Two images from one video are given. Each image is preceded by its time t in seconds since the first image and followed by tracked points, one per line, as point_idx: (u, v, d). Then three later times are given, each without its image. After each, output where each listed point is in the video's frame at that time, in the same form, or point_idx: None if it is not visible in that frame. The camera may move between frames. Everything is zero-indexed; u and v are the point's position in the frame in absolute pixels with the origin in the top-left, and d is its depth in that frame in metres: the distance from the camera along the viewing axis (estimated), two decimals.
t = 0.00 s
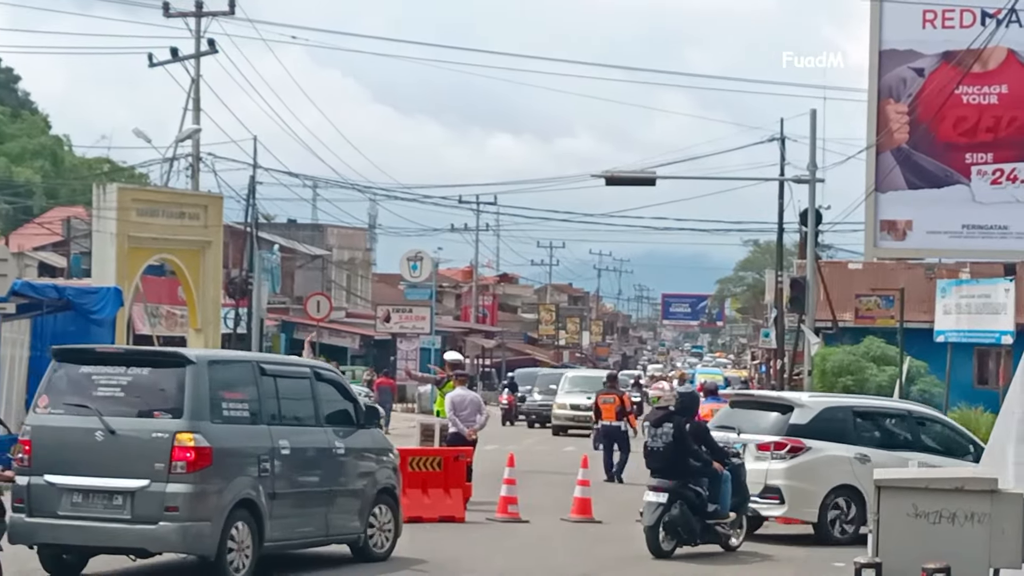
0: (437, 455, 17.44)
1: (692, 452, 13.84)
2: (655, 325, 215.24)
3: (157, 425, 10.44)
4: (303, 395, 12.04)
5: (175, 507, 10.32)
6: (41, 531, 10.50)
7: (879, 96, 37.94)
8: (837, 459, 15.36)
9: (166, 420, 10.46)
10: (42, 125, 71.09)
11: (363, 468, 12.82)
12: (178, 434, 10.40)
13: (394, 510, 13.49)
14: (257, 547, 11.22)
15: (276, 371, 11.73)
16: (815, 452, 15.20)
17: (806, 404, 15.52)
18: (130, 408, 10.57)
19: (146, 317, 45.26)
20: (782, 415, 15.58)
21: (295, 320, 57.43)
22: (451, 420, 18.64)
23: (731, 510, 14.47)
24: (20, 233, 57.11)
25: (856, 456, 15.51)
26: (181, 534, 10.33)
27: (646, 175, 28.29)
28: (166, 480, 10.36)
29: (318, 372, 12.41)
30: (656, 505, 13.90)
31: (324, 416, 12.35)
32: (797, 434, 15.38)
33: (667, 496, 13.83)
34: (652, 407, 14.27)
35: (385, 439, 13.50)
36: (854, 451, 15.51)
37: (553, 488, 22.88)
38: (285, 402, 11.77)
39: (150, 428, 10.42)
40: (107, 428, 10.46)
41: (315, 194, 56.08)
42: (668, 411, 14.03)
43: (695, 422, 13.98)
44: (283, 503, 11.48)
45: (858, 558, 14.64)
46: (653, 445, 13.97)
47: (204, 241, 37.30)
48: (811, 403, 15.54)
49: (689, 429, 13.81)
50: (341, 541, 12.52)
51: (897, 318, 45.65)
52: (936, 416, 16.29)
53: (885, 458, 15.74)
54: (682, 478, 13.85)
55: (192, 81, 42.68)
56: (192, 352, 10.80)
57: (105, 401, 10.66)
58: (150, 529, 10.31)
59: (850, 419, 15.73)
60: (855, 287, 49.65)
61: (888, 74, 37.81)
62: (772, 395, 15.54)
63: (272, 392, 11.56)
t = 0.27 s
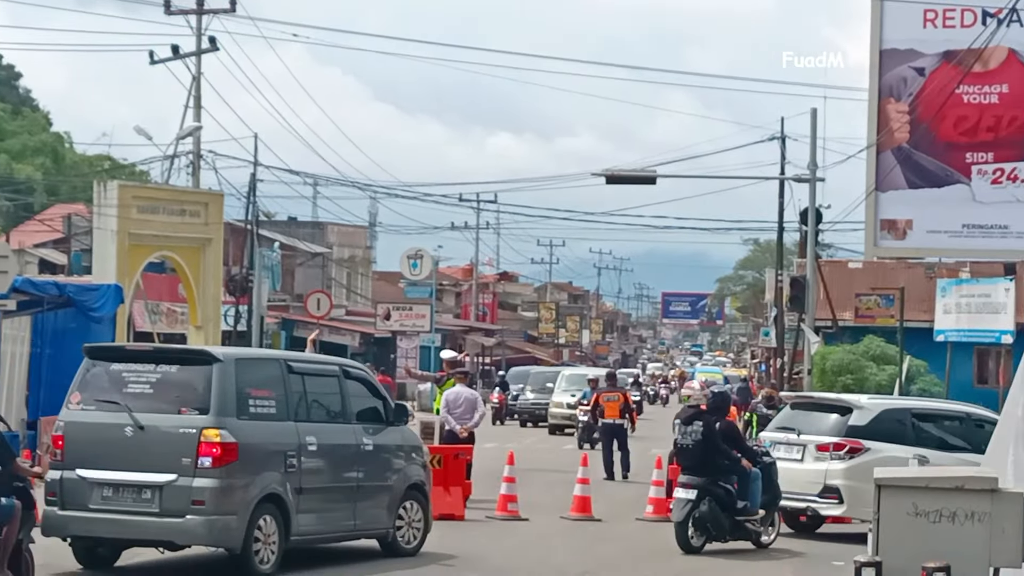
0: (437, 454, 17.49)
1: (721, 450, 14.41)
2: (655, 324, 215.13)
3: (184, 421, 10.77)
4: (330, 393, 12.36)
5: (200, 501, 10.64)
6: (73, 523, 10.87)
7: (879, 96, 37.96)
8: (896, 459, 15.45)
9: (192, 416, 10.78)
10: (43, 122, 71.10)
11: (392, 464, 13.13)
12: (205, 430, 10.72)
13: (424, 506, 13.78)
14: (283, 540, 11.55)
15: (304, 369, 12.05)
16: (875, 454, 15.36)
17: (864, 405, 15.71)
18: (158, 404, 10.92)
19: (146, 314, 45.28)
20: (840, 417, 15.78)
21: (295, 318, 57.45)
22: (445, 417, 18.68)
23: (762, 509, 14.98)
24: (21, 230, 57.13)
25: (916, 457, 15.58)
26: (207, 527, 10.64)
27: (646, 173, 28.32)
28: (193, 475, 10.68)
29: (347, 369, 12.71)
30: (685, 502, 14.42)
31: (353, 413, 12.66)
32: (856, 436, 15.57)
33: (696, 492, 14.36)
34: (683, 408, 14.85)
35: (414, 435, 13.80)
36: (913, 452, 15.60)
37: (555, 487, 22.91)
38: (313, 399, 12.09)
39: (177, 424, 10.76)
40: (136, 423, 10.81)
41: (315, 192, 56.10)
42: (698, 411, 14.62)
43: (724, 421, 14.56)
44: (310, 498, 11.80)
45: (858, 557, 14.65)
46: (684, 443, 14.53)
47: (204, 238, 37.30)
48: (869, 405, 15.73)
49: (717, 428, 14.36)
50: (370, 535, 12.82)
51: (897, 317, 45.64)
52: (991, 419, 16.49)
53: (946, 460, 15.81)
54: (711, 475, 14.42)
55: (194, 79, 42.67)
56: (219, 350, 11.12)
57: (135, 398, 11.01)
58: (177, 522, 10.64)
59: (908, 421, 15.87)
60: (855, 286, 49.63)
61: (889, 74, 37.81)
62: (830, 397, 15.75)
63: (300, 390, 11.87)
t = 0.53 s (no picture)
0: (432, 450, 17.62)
1: (746, 446, 14.59)
2: (650, 320, 215.04)
3: (205, 415, 11.32)
4: (353, 389, 12.87)
5: (220, 493, 11.19)
6: (98, 514, 11.46)
7: (875, 91, 37.86)
8: (956, 458, 15.44)
9: (213, 411, 11.33)
10: (37, 117, 70.92)
11: (416, 459, 13.59)
12: (225, 424, 11.26)
13: (448, 500, 14.20)
14: (304, 532, 12.05)
15: (327, 366, 12.56)
16: (934, 453, 15.27)
17: (924, 403, 15.72)
18: (181, 399, 11.48)
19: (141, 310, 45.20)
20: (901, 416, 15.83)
21: (290, 313, 57.38)
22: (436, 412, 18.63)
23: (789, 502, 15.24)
24: (15, 225, 57.01)
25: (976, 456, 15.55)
26: (226, 519, 11.17)
27: (641, 169, 28.31)
28: (213, 468, 11.24)
29: (370, 367, 13.22)
30: (712, 497, 14.56)
31: (375, 409, 13.17)
32: (916, 434, 15.58)
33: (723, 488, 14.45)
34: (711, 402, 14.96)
35: (440, 432, 14.25)
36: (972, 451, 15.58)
37: (551, 482, 22.99)
38: (337, 395, 12.60)
39: (199, 419, 11.31)
40: (159, 418, 11.39)
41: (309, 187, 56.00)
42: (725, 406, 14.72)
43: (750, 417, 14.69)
44: (330, 492, 12.30)
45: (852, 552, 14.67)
46: (711, 438, 14.64)
47: (198, 234, 37.27)
48: (929, 403, 15.75)
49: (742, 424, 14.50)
50: (392, 529, 13.29)
51: (892, 312, 45.67)
52: None
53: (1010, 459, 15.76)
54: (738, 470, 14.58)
55: (188, 74, 42.58)
56: (240, 347, 11.66)
57: (159, 392, 11.58)
58: (198, 514, 11.19)
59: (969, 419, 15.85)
60: (850, 281, 49.56)
61: (883, 69, 37.77)
62: (889, 396, 15.80)
63: (321, 385, 12.38)
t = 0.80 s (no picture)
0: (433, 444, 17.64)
1: (780, 440, 14.65)
2: (650, 314, 215.12)
3: (230, 408, 11.54)
4: (379, 383, 13.01)
5: (245, 484, 11.42)
6: (126, 503, 11.69)
7: (875, 85, 37.86)
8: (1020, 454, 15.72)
9: (238, 404, 11.54)
10: (36, 111, 70.92)
11: (444, 453, 13.69)
12: (250, 417, 11.47)
13: (477, 494, 14.19)
14: (329, 524, 12.25)
15: (353, 360, 12.72)
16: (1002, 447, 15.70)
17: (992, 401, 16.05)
18: (207, 392, 11.68)
19: (141, 303, 45.23)
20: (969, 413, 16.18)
21: (290, 307, 57.44)
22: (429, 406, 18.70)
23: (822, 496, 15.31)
24: (15, 219, 57.04)
25: None
26: (251, 509, 11.41)
27: (641, 163, 28.32)
28: (238, 459, 11.47)
29: (397, 360, 13.35)
30: (747, 490, 14.68)
31: (403, 402, 13.29)
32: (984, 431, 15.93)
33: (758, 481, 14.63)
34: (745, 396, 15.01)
35: (469, 426, 14.34)
36: None
37: (552, 475, 23.03)
38: (362, 389, 12.76)
39: (224, 411, 11.54)
40: (186, 409, 11.60)
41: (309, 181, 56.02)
42: (759, 400, 14.79)
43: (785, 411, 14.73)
44: (355, 484, 12.46)
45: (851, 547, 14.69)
46: (746, 432, 14.71)
47: (198, 227, 37.26)
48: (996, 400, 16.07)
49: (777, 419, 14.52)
50: (421, 521, 13.41)
51: (892, 306, 45.69)
52: None
53: None
54: (773, 463, 14.68)
55: (188, 68, 42.57)
56: (265, 340, 11.84)
57: (185, 384, 11.78)
58: (223, 505, 11.44)
59: None
60: (850, 275, 49.57)
61: (883, 64, 37.84)
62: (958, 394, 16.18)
63: (347, 378, 12.54)
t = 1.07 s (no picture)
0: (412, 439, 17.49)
1: (822, 438, 15.00)
2: (654, 311, 215.19)
3: (257, 404, 11.62)
4: (408, 380, 13.10)
5: (271, 479, 11.50)
6: (157, 497, 11.81)
7: (879, 82, 37.93)
8: None
9: (265, 400, 11.62)
10: (40, 107, 71.01)
11: (473, 449, 13.79)
12: (277, 413, 11.56)
13: (507, 489, 14.35)
14: (355, 519, 12.35)
15: (381, 357, 12.80)
16: None
17: None
18: (235, 388, 11.77)
19: (144, 299, 45.26)
20: None
21: (294, 303, 57.52)
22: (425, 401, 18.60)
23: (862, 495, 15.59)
24: (18, 214, 57.12)
25: None
26: (278, 504, 11.49)
27: (645, 160, 28.31)
28: (265, 454, 11.55)
29: (426, 358, 13.43)
30: (788, 486, 15.00)
31: (432, 399, 13.38)
32: None
33: (799, 477, 14.97)
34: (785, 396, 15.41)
35: (500, 423, 14.41)
36: None
37: (556, 472, 23.02)
38: (390, 385, 12.84)
39: (251, 407, 11.62)
40: (215, 405, 11.70)
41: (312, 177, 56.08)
42: (799, 400, 15.21)
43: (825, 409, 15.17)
44: (383, 479, 12.57)
45: (854, 544, 14.66)
46: (788, 430, 15.04)
47: (202, 224, 37.26)
48: None
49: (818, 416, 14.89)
50: (450, 516, 13.51)
51: (895, 303, 45.69)
52: None
53: None
54: (815, 460, 15.02)
55: (191, 64, 42.59)
56: (292, 337, 11.91)
57: (214, 380, 11.89)
58: (250, 499, 11.52)
59: None
60: (853, 272, 49.52)
61: (887, 61, 37.89)
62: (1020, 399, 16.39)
63: (375, 375, 12.63)
